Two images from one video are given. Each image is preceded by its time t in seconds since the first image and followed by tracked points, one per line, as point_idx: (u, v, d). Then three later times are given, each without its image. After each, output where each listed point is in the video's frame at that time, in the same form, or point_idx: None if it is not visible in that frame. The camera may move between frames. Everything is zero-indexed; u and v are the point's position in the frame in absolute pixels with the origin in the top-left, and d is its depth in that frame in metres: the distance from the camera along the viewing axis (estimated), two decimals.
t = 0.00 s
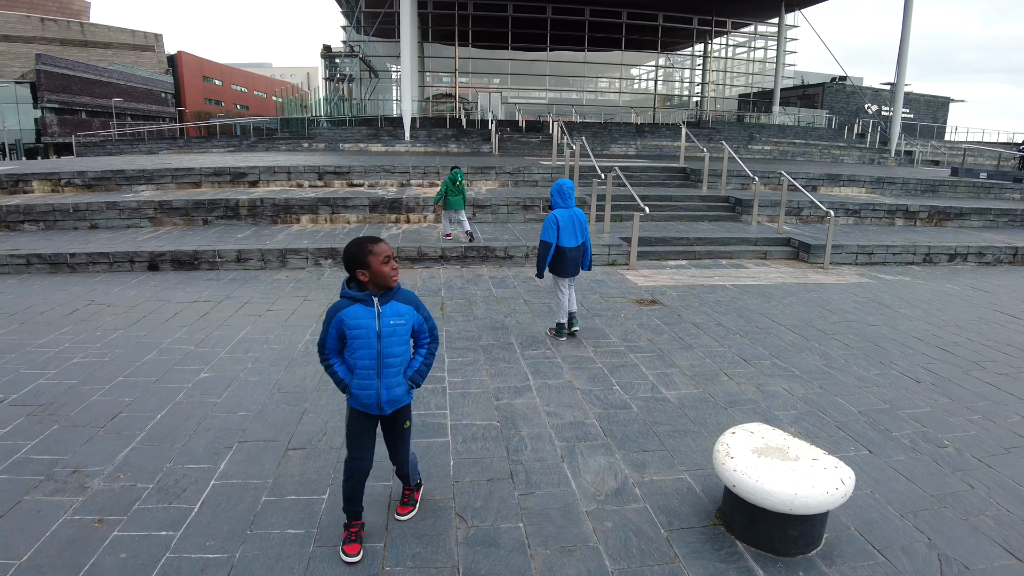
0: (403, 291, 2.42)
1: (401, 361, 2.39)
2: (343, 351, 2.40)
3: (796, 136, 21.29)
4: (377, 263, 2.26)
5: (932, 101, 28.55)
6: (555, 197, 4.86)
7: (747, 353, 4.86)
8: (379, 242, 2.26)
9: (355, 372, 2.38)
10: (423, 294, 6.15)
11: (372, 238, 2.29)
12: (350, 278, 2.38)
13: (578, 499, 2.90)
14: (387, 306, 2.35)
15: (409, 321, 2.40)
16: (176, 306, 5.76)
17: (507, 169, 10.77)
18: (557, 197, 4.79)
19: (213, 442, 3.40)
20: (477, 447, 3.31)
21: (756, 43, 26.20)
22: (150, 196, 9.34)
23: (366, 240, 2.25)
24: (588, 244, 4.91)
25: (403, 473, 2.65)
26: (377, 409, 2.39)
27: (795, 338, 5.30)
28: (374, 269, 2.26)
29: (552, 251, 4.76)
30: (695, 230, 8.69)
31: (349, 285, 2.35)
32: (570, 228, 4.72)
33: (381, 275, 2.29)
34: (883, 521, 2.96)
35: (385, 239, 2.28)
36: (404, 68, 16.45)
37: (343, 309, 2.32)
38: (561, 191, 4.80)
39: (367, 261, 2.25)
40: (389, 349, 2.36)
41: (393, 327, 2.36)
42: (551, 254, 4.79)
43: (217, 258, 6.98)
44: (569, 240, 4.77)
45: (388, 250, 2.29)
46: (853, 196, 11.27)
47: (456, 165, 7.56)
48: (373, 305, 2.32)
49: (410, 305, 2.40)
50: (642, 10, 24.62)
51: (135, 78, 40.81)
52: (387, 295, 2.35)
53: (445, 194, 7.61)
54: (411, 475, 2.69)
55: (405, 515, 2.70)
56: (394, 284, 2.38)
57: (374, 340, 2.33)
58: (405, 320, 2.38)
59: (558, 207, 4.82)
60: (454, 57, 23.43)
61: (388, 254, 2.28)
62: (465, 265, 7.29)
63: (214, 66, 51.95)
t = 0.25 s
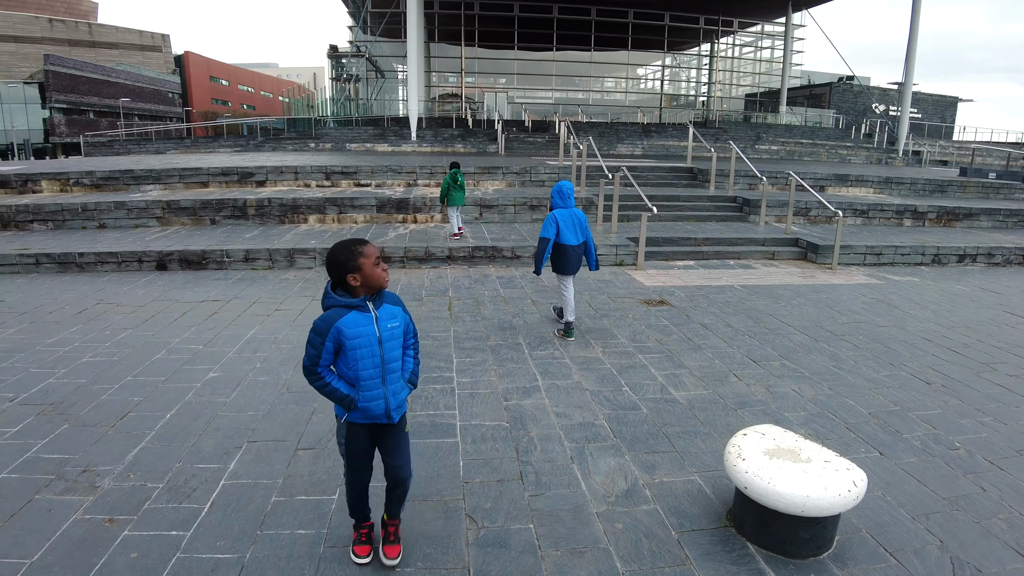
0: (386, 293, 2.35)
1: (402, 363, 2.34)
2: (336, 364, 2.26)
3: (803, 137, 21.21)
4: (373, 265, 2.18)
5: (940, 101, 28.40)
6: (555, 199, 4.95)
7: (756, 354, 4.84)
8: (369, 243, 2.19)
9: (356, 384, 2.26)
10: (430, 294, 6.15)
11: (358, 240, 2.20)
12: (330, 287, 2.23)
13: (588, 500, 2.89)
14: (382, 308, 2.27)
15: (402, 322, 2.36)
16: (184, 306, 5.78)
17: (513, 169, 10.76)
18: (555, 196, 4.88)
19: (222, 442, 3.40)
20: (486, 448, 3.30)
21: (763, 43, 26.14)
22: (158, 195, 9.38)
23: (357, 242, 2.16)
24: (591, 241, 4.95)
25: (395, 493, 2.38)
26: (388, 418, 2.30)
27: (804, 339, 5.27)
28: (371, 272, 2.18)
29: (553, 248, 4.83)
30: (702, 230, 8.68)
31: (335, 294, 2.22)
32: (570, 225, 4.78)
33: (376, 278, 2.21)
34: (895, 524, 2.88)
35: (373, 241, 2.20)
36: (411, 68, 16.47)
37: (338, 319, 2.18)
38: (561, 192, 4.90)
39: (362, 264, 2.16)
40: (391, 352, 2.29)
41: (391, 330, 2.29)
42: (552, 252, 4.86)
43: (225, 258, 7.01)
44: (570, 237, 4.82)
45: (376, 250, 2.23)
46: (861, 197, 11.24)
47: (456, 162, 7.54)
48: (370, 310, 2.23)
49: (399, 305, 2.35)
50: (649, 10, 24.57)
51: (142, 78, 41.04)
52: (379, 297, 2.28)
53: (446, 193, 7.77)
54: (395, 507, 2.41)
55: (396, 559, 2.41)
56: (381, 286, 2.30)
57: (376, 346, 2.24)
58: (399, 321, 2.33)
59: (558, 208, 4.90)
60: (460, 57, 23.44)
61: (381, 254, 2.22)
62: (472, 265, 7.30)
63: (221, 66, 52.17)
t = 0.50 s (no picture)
0: (395, 311, 2.19)
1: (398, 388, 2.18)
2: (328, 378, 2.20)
3: (809, 136, 21.14)
4: (367, 281, 2.04)
5: (947, 100, 28.26)
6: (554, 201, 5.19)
7: (763, 355, 4.83)
8: (369, 255, 2.06)
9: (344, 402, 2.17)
10: (437, 294, 6.16)
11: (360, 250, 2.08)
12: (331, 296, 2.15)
13: (596, 501, 2.89)
14: (379, 327, 2.12)
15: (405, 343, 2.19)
16: (190, 306, 5.80)
17: (519, 169, 10.77)
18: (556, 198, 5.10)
19: (229, 441, 3.41)
20: (493, 448, 3.30)
21: (769, 42, 26.10)
22: (165, 195, 9.42)
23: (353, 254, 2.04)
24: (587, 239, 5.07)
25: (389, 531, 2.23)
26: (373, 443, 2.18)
27: (811, 340, 5.25)
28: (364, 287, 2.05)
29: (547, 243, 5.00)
30: (708, 230, 8.66)
31: (333, 305, 2.13)
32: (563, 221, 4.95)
33: (371, 294, 2.07)
34: (903, 525, 2.84)
35: (373, 254, 2.06)
36: (416, 68, 16.50)
37: (329, 333, 2.10)
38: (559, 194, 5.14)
39: (355, 277, 2.03)
40: (384, 375, 2.14)
41: (387, 352, 2.13)
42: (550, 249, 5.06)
43: (231, 258, 7.03)
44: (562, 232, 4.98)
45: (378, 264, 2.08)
46: (867, 197, 11.20)
47: (456, 163, 7.55)
48: (364, 328, 2.10)
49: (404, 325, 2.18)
50: (654, 9, 24.53)
51: (148, 79, 41.21)
52: (379, 314, 2.13)
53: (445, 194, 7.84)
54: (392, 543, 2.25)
55: None
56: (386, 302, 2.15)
57: (365, 367, 2.12)
58: (398, 343, 2.16)
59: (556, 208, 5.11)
60: (465, 57, 23.45)
61: (380, 269, 2.07)
62: (478, 265, 7.30)
63: (226, 66, 52.37)
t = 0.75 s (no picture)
0: (394, 328, 2.04)
1: (377, 410, 2.03)
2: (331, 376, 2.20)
3: (813, 136, 21.08)
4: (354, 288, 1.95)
5: (953, 100, 28.17)
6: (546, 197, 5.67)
7: (768, 356, 4.82)
8: (366, 263, 1.96)
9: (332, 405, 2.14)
10: (441, 294, 6.16)
11: (365, 256, 2.00)
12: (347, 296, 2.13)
13: (601, 501, 2.88)
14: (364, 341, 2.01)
15: (395, 364, 2.02)
16: (195, 305, 5.81)
17: (523, 169, 10.77)
18: (546, 195, 5.65)
19: (234, 441, 3.42)
20: (498, 448, 3.30)
21: (773, 42, 26.09)
22: (170, 195, 9.44)
23: (353, 258, 1.98)
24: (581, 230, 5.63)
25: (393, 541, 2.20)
26: (346, 455, 2.10)
27: (816, 341, 5.23)
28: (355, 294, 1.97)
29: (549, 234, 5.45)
30: (713, 230, 8.65)
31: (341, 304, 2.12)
32: (563, 214, 5.45)
33: (360, 303, 1.98)
34: (910, 526, 2.83)
35: (364, 260, 1.95)
36: (420, 68, 16.52)
37: (327, 331, 2.10)
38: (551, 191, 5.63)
39: (346, 282, 1.97)
40: (365, 391, 2.03)
41: (370, 368, 2.01)
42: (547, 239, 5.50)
43: (236, 258, 7.05)
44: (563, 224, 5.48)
45: (374, 273, 1.97)
46: (872, 197, 11.16)
47: (454, 161, 7.57)
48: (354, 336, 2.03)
49: (396, 344, 2.01)
50: (658, 9, 24.52)
51: (153, 79, 41.38)
52: (373, 327, 2.02)
53: (445, 191, 7.91)
54: (400, 552, 2.23)
55: None
56: (382, 316, 2.03)
57: (348, 376, 2.05)
58: (384, 362, 2.01)
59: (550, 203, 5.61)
60: (469, 57, 23.45)
61: (372, 279, 1.95)
62: (482, 265, 7.30)
63: (231, 66, 52.54)
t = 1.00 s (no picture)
0: (366, 345, 1.91)
1: (344, 428, 1.94)
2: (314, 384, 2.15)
3: (816, 137, 21.05)
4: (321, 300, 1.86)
5: (957, 100, 28.10)
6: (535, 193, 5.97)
7: (771, 356, 4.81)
8: (334, 274, 1.86)
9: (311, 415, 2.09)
10: (444, 294, 6.17)
11: (336, 265, 1.89)
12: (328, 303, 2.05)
13: (604, 501, 2.88)
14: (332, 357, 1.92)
15: (364, 383, 1.92)
16: (198, 305, 5.83)
17: (525, 169, 10.78)
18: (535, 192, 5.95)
19: (238, 441, 3.43)
20: (501, 448, 3.31)
21: (776, 42, 26.07)
22: (174, 195, 9.48)
23: (322, 268, 1.89)
24: (570, 226, 6.13)
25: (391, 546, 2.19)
26: (320, 467, 2.06)
27: (819, 341, 5.22)
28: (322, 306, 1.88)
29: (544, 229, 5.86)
30: (716, 231, 8.64)
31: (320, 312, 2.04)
32: (555, 211, 5.88)
33: (327, 316, 1.88)
34: (914, 527, 2.82)
35: (332, 272, 1.84)
36: (423, 69, 16.55)
37: (304, 340, 2.04)
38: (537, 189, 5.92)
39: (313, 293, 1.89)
40: (332, 408, 1.94)
41: (337, 385, 1.92)
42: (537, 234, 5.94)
43: (239, 258, 7.06)
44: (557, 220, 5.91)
45: (341, 286, 1.85)
46: (875, 197, 11.14)
47: (449, 162, 7.67)
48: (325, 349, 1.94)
49: (364, 361, 1.90)
50: (661, 9, 24.52)
51: (156, 79, 41.50)
52: (342, 342, 1.92)
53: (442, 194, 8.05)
54: (400, 557, 2.23)
55: None
56: (353, 331, 1.92)
57: (316, 390, 1.97)
58: (351, 379, 1.90)
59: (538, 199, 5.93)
60: (472, 57, 23.47)
61: (338, 293, 1.84)
62: (485, 265, 7.30)
63: (234, 66, 52.65)
